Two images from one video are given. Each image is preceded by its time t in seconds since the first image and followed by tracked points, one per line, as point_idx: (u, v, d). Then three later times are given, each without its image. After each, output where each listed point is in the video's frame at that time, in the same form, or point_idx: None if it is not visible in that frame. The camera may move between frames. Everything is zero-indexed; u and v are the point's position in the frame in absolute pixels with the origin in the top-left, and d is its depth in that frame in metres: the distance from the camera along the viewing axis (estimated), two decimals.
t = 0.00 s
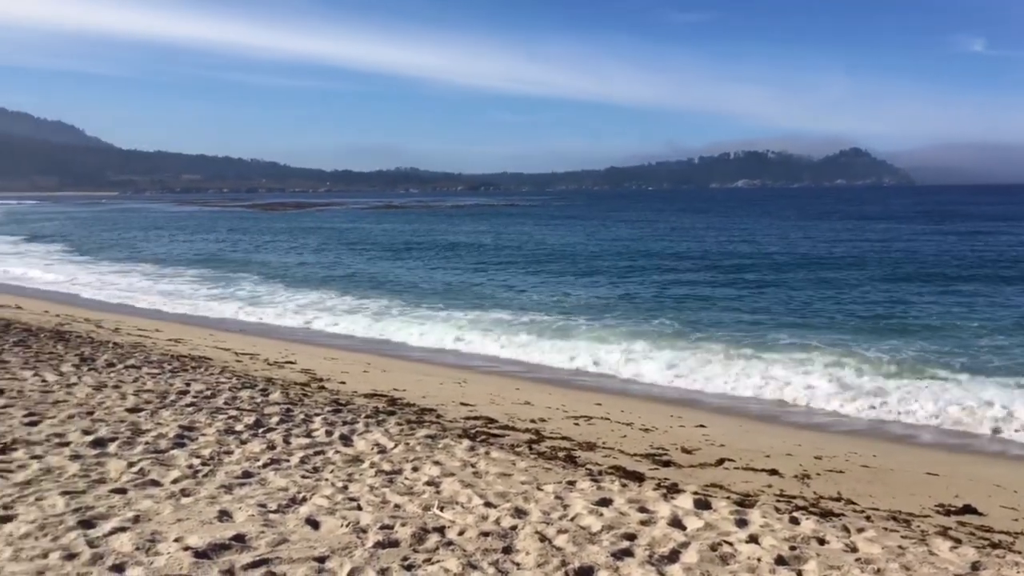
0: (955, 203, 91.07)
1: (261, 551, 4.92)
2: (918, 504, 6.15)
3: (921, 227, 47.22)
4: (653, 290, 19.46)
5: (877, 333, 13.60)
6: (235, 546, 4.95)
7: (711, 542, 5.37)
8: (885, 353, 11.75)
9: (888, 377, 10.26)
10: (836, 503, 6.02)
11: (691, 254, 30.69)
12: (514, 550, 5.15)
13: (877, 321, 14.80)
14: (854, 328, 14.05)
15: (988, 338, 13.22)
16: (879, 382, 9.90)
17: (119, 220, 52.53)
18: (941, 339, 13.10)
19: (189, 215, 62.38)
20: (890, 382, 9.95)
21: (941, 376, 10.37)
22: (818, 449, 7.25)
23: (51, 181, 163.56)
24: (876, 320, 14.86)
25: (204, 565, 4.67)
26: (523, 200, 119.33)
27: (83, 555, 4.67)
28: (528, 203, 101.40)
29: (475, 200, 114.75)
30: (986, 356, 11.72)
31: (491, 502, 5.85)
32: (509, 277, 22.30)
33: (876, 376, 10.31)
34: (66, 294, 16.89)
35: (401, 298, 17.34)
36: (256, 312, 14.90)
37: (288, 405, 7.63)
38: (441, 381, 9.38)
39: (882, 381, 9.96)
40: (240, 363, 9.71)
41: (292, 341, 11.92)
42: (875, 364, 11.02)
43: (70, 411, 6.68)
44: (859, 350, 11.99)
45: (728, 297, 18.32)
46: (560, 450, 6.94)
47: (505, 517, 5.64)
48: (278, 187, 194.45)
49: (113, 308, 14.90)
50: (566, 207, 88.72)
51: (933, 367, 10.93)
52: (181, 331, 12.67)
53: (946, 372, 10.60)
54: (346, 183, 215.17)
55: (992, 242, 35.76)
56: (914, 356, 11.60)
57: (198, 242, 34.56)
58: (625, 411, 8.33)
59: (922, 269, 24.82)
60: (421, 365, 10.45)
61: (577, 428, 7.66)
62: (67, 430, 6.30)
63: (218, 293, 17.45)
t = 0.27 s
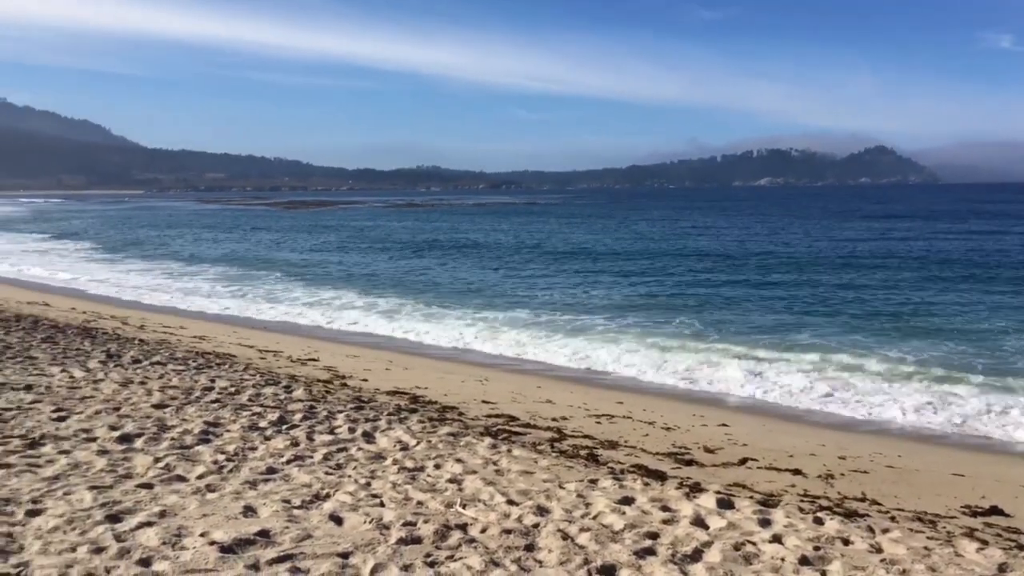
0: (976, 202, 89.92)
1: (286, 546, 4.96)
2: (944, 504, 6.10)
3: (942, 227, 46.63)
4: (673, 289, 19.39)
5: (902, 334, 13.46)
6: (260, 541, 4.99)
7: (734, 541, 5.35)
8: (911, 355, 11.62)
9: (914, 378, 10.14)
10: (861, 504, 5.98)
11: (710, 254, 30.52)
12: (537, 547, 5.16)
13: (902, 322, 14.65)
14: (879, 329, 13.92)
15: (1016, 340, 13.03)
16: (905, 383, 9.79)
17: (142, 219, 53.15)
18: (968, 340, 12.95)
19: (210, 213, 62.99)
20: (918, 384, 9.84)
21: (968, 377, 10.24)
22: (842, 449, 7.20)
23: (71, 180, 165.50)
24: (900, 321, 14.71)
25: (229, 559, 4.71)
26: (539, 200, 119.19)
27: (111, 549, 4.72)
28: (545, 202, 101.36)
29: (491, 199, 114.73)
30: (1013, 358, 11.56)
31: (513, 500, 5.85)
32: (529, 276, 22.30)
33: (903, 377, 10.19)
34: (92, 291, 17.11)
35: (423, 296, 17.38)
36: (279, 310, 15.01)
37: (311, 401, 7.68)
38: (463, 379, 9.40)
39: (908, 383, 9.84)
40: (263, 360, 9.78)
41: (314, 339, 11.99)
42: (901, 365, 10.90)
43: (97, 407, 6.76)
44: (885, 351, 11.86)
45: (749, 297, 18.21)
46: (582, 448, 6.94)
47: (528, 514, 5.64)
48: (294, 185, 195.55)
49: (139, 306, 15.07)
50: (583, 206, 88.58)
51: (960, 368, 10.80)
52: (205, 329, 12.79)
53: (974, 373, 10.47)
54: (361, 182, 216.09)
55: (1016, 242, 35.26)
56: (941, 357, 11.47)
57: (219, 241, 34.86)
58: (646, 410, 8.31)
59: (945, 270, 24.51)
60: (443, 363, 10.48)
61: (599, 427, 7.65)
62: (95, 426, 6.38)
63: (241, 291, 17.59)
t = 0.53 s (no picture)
0: (991, 198, 89.15)
1: (302, 545, 4.99)
2: (962, 504, 6.06)
3: (957, 224, 46.24)
4: (687, 289, 19.32)
5: (920, 333, 13.35)
6: (277, 540, 5.02)
7: (750, 541, 5.33)
8: (929, 355, 11.52)
9: (931, 378, 10.07)
10: (878, 504, 5.95)
11: (723, 253, 30.39)
12: (552, 547, 5.16)
13: (919, 321, 14.54)
14: (895, 329, 13.81)
15: None
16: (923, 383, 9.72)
17: (157, 219, 53.51)
18: (986, 339, 12.84)
19: (225, 213, 63.25)
20: (935, 383, 9.76)
21: (987, 377, 10.16)
22: (859, 448, 7.17)
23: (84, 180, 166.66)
24: (918, 321, 14.59)
25: (247, 558, 4.73)
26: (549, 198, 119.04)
27: (130, 548, 4.76)
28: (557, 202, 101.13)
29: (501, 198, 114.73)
30: None
31: (528, 500, 5.86)
32: (542, 276, 22.26)
33: (919, 377, 10.12)
34: (110, 291, 17.24)
35: (437, 296, 17.40)
36: (294, 310, 15.06)
37: (327, 401, 7.71)
38: (477, 378, 9.42)
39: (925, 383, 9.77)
40: (279, 360, 9.83)
41: (329, 339, 12.03)
42: (918, 365, 10.82)
43: (115, 406, 6.82)
44: (902, 351, 11.77)
45: (763, 296, 18.12)
46: (597, 447, 6.94)
47: (543, 514, 5.65)
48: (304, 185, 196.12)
49: (155, 306, 15.17)
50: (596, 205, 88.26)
51: (979, 368, 10.71)
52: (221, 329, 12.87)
53: (993, 373, 10.38)
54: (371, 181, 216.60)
55: None
56: (959, 357, 11.38)
57: (233, 241, 35.04)
58: (661, 409, 8.30)
59: (961, 268, 24.30)
60: (457, 362, 10.49)
61: (613, 426, 7.64)
62: (112, 425, 6.42)
63: (257, 291, 17.66)
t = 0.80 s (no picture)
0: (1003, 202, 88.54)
1: (314, 545, 5.00)
2: (975, 509, 6.02)
3: (969, 228, 45.93)
4: (698, 292, 19.27)
5: (933, 337, 13.28)
6: (289, 539, 5.03)
7: (762, 544, 5.31)
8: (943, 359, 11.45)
9: (945, 382, 10.01)
10: (891, 508, 5.92)
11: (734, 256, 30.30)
12: (563, 549, 5.16)
13: (932, 326, 14.46)
14: (909, 333, 13.74)
15: None
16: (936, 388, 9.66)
17: (170, 220, 53.78)
18: (1000, 344, 12.75)
19: (237, 213, 63.50)
20: (948, 388, 9.70)
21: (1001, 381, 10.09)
22: (871, 452, 7.14)
23: (95, 180, 167.65)
24: (931, 325, 14.52)
25: (259, 558, 4.75)
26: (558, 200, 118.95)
27: (143, 546, 4.78)
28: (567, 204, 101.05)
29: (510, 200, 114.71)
30: None
31: (539, 501, 5.86)
32: (553, 278, 22.25)
33: (932, 381, 10.05)
34: (124, 291, 17.33)
35: (448, 298, 17.41)
36: (306, 310, 15.10)
37: (338, 401, 7.73)
38: (489, 380, 9.43)
39: (939, 388, 9.71)
40: (291, 360, 9.86)
41: (341, 339, 12.07)
42: (931, 369, 10.76)
43: (129, 405, 6.86)
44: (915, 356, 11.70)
45: (775, 300, 18.06)
46: (608, 449, 6.94)
47: (554, 516, 5.64)
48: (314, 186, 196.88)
49: (168, 305, 15.25)
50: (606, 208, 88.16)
51: (994, 373, 10.63)
52: (233, 329, 12.91)
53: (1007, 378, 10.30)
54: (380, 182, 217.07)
55: None
56: (972, 362, 11.30)
57: (245, 241, 35.18)
58: (673, 412, 8.28)
59: (974, 272, 24.14)
60: (468, 363, 10.50)
61: (624, 428, 7.64)
62: (126, 424, 6.46)
63: (269, 292, 17.71)
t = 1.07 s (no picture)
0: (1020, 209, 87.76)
1: (331, 549, 5.01)
2: (996, 520, 5.96)
3: (986, 235, 45.48)
4: (713, 299, 19.20)
5: (953, 347, 13.16)
6: (306, 544, 5.05)
7: (780, 553, 5.27)
8: (962, 369, 11.33)
9: (965, 392, 9.91)
10: (910, 519, 5.87)
11: (749, 262, 30.17)
12: (579, 556, 5.14)
13: (952, 335, 14.33)
14: (928, 342, 13.62)
15: None
16: (956, 398, 9.57)
17: (188, 224, 54.17)
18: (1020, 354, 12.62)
19: (254, 218, 63.87)
20: (968, 397, 9.61)
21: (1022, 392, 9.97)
22: (891, 461, 7.08)
23: (111, 182, 169.01)
24: (951, 334, 14.38)
25: (276, 562, 4.76)
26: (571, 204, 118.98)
27: (162, 550, 4.81)
28: (580, 209, 100.96)
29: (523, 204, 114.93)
30: None
31: (556, 508, 5.85)
32: (567, 284, 22.22)
33: (952, 391, 9.96)
34: (142, 295, 17.47)
35: (463, 304, 17.43)
36: (323, 315, 15.15)
37: (355, 406, 7.76)
38: (505, 385, 9.43)
39: (958, 397, 9.63)
40: (308, 364, 9.89)
41: (358, 344, 12.11)
42: (951, 379, 10.65)
43: (148, 409, 6.91)
44: (932, 365, 11.60)
45: (791, 307, 17.96)
46: (625, 456, 6.92)
47: (570, 523, 5.63)
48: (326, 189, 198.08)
49: (186, 309, 15.35)
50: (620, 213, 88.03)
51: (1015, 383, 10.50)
52: (251, 332, 12.99)
53: None
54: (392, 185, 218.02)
55: None
56: (993, 372, 11.18)
57: (261, 246, 35.38)
58: (689, 419, 8.25)
59: (992, 280, 23.90)
60: (485, 368, 10.51)
61: (641, 435, 7.62)
62: (145, 428, 6.51)
63: (285, 296, 17.79)
